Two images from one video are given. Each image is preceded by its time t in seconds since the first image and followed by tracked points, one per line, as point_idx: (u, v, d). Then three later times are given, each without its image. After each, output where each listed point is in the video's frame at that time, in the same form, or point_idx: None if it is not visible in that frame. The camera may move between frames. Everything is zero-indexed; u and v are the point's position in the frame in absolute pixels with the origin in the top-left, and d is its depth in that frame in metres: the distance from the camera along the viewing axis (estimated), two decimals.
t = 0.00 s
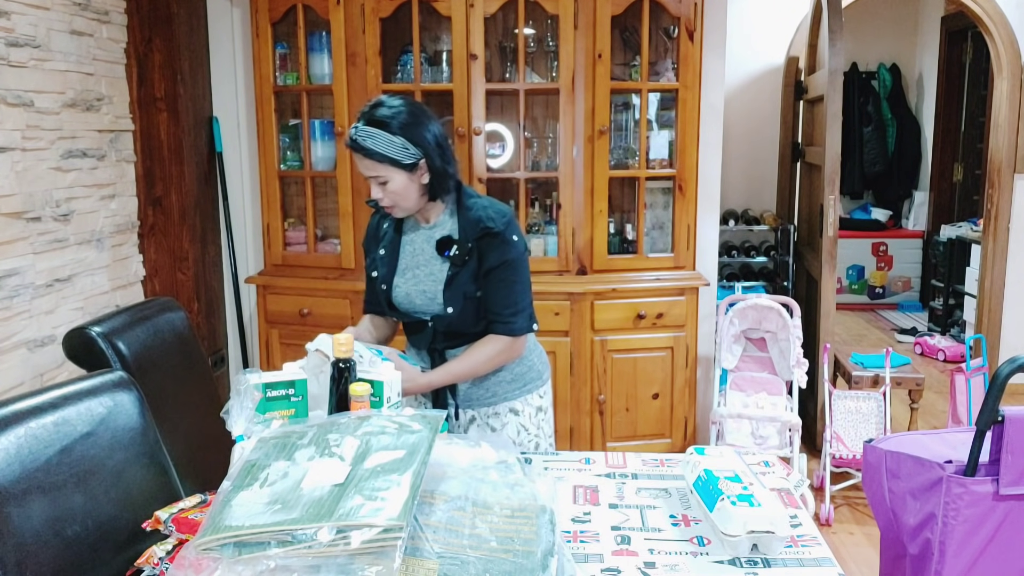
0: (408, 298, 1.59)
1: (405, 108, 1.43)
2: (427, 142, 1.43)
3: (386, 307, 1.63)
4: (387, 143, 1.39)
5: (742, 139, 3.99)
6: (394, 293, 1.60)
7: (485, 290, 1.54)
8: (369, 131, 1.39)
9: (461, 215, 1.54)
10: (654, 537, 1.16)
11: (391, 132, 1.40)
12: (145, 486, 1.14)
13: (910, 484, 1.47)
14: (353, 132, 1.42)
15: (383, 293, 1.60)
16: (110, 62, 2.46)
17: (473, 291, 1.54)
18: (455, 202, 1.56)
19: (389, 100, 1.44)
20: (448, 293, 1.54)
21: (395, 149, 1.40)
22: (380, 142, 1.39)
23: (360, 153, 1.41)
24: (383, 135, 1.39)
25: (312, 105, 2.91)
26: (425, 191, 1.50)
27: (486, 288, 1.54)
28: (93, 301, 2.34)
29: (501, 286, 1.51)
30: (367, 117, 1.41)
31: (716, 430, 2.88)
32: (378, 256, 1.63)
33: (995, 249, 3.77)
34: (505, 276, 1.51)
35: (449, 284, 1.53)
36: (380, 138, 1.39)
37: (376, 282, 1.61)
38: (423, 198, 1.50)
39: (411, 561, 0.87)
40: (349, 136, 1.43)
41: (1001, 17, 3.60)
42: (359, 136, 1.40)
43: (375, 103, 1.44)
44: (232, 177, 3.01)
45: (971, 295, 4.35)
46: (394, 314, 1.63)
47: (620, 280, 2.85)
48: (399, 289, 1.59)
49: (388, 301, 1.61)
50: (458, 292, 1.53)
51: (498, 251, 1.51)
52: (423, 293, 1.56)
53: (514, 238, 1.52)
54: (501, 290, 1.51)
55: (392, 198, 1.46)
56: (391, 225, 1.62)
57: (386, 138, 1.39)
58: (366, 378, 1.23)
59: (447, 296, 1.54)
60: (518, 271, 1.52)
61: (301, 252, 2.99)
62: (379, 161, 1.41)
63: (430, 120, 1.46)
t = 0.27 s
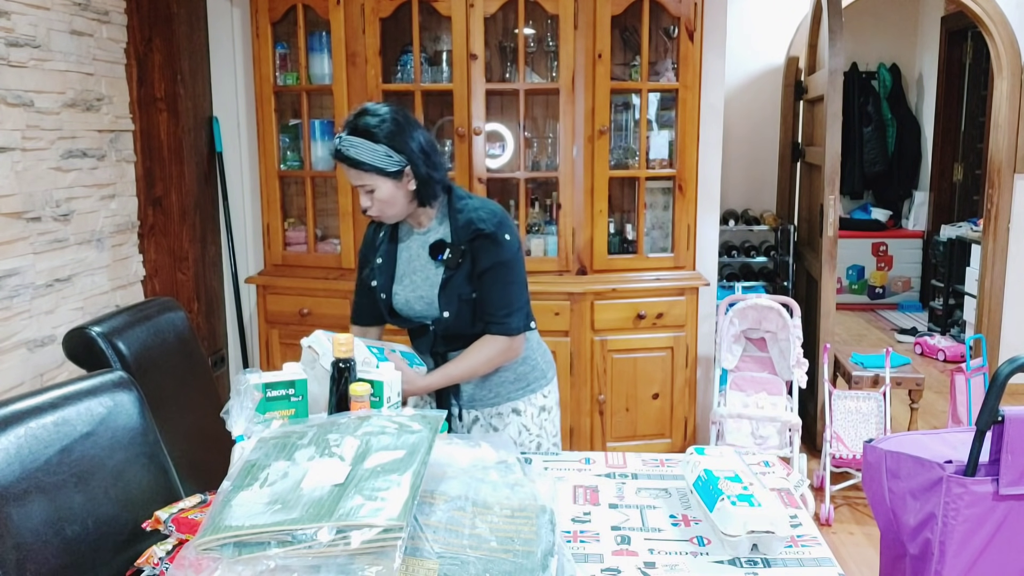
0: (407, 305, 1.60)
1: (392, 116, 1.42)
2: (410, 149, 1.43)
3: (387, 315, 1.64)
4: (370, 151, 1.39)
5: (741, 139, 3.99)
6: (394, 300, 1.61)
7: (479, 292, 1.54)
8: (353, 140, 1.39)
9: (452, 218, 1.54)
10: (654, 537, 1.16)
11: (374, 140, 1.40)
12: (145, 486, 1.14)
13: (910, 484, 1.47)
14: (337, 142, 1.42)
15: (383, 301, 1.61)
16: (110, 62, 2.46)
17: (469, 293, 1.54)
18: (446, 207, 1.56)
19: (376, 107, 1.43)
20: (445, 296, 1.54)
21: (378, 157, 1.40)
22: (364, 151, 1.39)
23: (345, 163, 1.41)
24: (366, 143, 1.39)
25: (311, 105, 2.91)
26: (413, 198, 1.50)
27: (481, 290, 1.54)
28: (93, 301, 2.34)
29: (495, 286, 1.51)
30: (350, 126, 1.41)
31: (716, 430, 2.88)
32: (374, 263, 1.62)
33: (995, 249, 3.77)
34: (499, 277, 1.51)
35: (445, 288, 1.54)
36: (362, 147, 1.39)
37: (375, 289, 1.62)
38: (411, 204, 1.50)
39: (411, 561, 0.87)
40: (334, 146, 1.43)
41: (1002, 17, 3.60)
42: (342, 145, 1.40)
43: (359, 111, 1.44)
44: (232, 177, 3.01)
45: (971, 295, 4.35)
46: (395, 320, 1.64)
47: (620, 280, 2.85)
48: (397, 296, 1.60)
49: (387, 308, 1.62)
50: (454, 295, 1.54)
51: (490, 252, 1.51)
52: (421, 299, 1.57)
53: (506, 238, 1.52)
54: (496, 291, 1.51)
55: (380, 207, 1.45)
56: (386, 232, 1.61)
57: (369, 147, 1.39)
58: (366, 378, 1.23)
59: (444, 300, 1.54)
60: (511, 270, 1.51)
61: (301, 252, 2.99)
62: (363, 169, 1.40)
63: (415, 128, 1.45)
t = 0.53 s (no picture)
0: (409, 312, 1.60)
1: (377, 127, 1.41)
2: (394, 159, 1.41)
3: (391, 324, 1.63)
4: (353, 163, 1.38)
5: (741, 139, 3.99)
6: (396, 309, 1.60)
7: (478, 292, 1.54)
8: (336, 154, 1.38)
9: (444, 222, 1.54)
10: (654, 537, 1.16)
11: (356, 153, 1.38)
12: (145, 486, 1.14)
13: (910, 484, 1.47)
14: (321, 155, 1.41)
15: (385, 311, 1.60)
16: (110, 61, 2.46)
17: (468, 295, 1.54)
18: (437, 211, 1.56)
19: (359, 118, 1.41)
20: (445, 300, 1.54)
21: (363, 169, 1.38)
22: (348, 164, 1.38)
23: (330, 176, 1.40)
24: (349, 156, 1.37)
25: (311, 105, 2.91)
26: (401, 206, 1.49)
27: (480, 290, 1.54)
28: (93, 301, 2.34)
29: (493, 285, 1.51)
30: (333, 138, 1.40)
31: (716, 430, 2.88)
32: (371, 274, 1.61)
33: (995, 249, 3.77)
34: (495, 275, 1.51)
35: (444, 291, 1.54)
36: (346, 160, 1.38)
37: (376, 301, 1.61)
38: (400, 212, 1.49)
39: (411, 561, 0.87)
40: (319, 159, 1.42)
41: (1002, 18, 3.60)
42: (326, 159, 1.39)
43: (343, 122, 1.42)
44: (232, 177, 3.01)
45: (971, 295, 4.35)
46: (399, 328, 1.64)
47: (620, 280, 2.85)
48: (398, 305, 1.60)
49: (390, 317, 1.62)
50: (454, 298, 1.54)
51: (485, 252, 1.51)
52: (423, 305, 1.57)
53: (499, 236, 1.52)
54: (494, 290, 1.51)
55: (369, 217, 1.46)
56: (380, 242, 1.61)
57: (353, 159, 1.38)
58: (366, 378, 1.23)
59: (444, 303, 1.54)
60: (507, 268, 1.51)
61: (301, 252, 2.99)
62: (349, 182, 1.40)
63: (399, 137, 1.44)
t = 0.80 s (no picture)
0: (411, 315, 1.60)
1: (374, 129, 1.41)
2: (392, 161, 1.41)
3: (393, 327, 1.63)
4: (351, 168, 1.37)
5: (741, 139, 3.99)
6: (397, 312, 1.60)
7: (479, 292, 1.54)
8: (333, 159, 1.38)
9: (444, 223, 1.54)
10: (654, 537, 1.16)
11: (353, 157, 1.38)
12: (145, 486, 1.14)
13: (910, 484, 1.47)
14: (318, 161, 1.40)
15: (387, 314, 1.60)
16: (110, 61, 2.46)
17: (469, 295, 1.54)
18: (435, 213, 1.56)
19: (354, 122, 1.41)
20: (446, 301, 1.54)
21: (361, 174, 1.38)
22: (346, 169, 1.37)
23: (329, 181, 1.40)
24: (346, 161, 1.37)
25: (312, 105, 2.91)
26: (400, 209, 1.49)
27: (480, 291, 1.54)
28: (93, 301, 2.34)
29: (493, 285, 1.51)
30: (330, 144, 1.40)
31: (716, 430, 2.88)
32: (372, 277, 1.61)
33: (995, 249, 3.77)
34: (496, 275, 1.51)
35: (445, 293, 1.54)
36: (344, 165, 1.37)
37: (377, 304, 1.61)
38: (400, 215, 1.49)
39: (411, 561, 0.87)
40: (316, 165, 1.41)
41: (1002, 17, 3.60)
42: (323, 165, 1.38)
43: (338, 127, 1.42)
44: (232, 177, 3.01)
45: (971, 295, 4.35)
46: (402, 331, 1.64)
47: (620, 280, 2.85)
48: (400, 308, 1.60)
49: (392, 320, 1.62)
50: (455, 299, 1.54)
51: (485, 252, 1.51)
52: (425, 307, 1.57)
53: (498, 235, 1.52)
54: (494, 290, 1.51)
55: (369, 220, 1.46)
56: (380, 245, 1.61)
57: (350, 164, 1.37)
58: (366, 378, 1.22)
59: (446, 304, 1.54)
60: (507, 267, 1.51)
61: (301, 252, 2.99)
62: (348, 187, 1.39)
63: (396, 140, 1.44)
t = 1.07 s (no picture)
0: (413, 314, 1.59)
1: (380, 125, 1.41)
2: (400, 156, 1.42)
3: (394, 325, 1.63)
4: (361, 162, 1.37)
5: (741, 139, 3.99)
6: (399, 311, 1.60)
7: (482, 292, 1.53)
8: (341, 153, 1.37)
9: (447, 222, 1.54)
10: (654, 537, 1.16)
11: (362, 151, 1.38)
12: (145, 486, 1.14)
13: (910, 485, 1.47)
14: (325, 156, 1.40)
15: (389, 313, 1.60)
16: (110, 62, 2.46)
17: (471, 295, 1.54)
18: (439, 212, 1.56)
19: (361, 118, 1.41)
20: (449, 300, 1.54)
21: (370, 168, 1.38)
22: (354, 162, 1.37)
23: (337, 176, 1.40)
24: (356, 155, 1.37)
25: (311, 105, 2.91)
26: (406, 205, 1.49)
27: (483, 291, 1.54)
28: (93, 301, 2.34)
29: (496, 285, 1.51)
30: (337, 138, 1.40)
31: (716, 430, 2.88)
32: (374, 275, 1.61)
33: (996, 249, 3.77)
34: (499, 275, 1.51)
35: (448, 292, 1.54)
36: (353, 159, 1.37)
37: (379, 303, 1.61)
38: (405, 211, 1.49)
39: (410, 562, 0.87)
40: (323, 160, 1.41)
41: (1002, 17, 3.60)
42: (332, 160, 1.38)
43: (344, 123, 1.42)
44: (232, 177, 3.01)
45: (971, 295, 4.35)
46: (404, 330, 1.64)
47: (620, 280, 2.85)
48: (402, 307, 1.59)
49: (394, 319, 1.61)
50: (458, 298, 1.54)
51: (488, 252, 1.51)
52: (427, 307, 1.57)
53: (502, 235, 1.52)
54: (497, 290, 1.51)
55: (375, 216, 1.45)
56: (382, 243, 1.60)
57: (359, 158, 1.38)
58: (366, 378, 1.22)
59: (449, 304, 1.54)
60: (510, 267, 1.51)
61: (301, 252, 2.99)
62: (356, 181, 1.39)
63: (403, 136, 1.45)
